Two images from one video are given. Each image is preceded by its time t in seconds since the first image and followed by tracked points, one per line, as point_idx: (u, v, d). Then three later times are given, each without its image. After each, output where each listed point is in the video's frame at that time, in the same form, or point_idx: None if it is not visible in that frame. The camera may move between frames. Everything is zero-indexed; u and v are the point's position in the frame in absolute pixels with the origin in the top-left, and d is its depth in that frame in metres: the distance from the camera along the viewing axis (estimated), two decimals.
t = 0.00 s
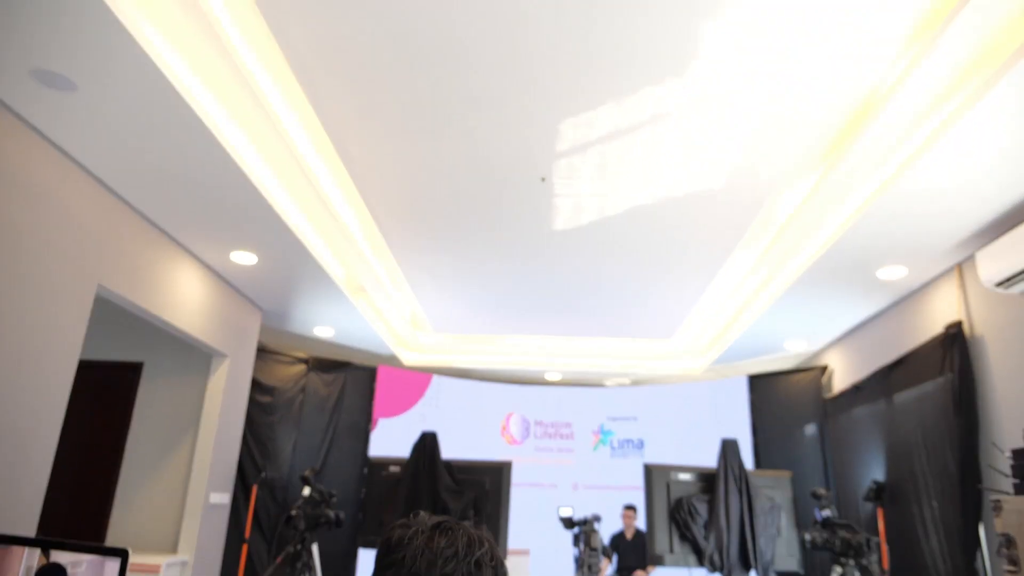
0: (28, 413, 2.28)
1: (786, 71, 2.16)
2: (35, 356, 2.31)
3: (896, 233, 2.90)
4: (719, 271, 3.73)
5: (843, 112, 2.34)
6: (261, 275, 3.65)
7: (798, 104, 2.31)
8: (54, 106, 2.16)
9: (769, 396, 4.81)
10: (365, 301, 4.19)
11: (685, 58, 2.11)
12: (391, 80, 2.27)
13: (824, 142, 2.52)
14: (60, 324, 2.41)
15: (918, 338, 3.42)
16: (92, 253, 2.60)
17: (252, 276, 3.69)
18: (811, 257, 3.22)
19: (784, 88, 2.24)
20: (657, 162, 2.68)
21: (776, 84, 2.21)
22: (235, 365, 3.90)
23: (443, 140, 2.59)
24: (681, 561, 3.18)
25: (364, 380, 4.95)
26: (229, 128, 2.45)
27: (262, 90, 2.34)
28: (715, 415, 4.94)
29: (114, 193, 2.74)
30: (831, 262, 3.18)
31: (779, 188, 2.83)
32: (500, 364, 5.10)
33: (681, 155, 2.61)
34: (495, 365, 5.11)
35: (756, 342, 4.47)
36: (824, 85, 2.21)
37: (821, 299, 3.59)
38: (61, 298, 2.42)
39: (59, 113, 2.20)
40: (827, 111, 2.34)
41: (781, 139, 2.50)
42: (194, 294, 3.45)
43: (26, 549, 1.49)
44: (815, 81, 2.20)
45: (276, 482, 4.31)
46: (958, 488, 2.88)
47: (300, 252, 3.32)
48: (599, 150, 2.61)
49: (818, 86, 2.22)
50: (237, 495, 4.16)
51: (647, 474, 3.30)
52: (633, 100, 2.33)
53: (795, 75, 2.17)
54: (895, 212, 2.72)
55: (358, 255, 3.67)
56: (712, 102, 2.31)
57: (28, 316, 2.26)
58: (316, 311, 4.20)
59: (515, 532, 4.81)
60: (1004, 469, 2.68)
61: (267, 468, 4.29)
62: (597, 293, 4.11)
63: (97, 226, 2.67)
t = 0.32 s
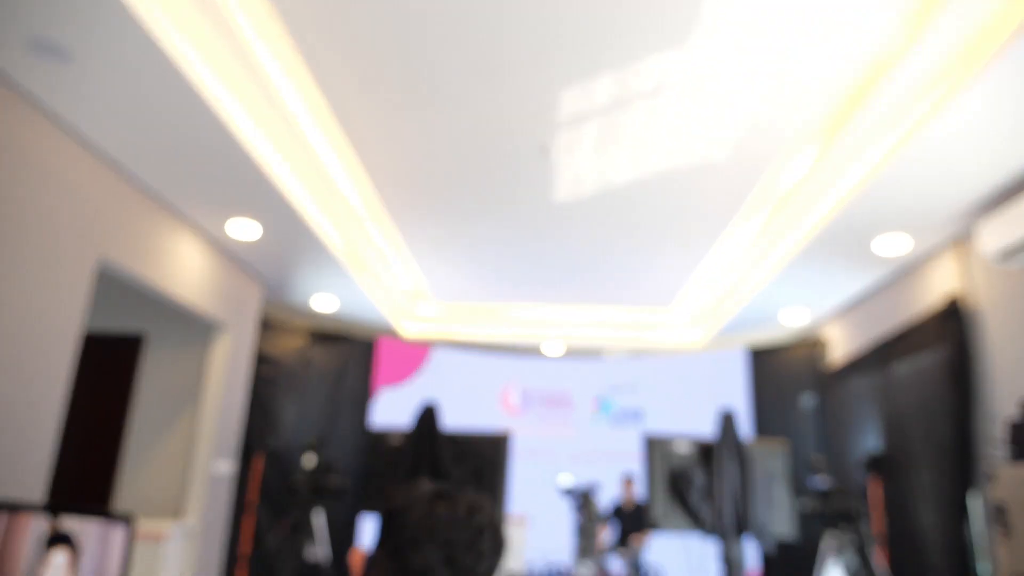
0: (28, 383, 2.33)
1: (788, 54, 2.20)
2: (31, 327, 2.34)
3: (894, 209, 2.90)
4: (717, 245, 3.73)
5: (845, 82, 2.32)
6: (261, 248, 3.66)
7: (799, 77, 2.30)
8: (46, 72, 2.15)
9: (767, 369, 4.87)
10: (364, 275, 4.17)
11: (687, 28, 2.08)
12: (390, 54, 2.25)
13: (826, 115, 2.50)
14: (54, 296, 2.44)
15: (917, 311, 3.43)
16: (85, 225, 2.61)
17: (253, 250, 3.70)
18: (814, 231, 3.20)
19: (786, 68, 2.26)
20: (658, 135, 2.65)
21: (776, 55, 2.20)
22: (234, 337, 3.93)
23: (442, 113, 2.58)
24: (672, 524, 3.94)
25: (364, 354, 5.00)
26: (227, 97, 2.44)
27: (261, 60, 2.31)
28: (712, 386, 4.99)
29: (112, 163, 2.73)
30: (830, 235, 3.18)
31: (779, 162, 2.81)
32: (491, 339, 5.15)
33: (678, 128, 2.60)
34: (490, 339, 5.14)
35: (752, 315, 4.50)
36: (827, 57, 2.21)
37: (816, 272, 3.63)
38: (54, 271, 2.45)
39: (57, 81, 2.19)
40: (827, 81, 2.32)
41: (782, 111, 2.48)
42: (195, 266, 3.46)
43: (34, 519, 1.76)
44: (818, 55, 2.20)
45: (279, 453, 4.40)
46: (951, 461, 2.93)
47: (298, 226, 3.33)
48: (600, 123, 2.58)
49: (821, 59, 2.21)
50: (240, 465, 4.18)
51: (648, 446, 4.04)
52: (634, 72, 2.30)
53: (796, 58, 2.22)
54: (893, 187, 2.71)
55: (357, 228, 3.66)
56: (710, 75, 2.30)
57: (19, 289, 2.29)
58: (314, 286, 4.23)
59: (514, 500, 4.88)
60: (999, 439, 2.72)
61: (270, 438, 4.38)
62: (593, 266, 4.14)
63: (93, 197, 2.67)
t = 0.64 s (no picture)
0: (25, 354, 2.35)
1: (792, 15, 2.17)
2: (28, 299, 2.36)
3: (895, 177, 2.88)
4: (718, 212, 3.73)
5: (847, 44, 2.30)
6: (260, 218, 3.64)
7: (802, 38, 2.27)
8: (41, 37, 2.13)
9: (768, 338, 4.93)
10: (364, 244, 4.15)
11: None
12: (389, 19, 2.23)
13: (829, 76, 2.47)
14: (49, 267, 2.45)
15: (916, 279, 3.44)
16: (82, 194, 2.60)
17: (253, 220, 3.71)
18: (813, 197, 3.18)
19: (790, 29, 2.23)
20: (660, 100, 2.62)
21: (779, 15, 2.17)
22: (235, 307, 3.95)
23: (441, 80, 2.55)
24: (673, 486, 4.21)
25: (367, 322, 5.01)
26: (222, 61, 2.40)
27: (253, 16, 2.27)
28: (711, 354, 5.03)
29: (109, 130, 2.72)
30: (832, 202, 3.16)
31: (780, 128, 2.80)
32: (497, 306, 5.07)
33: (678, 94, 2.58)
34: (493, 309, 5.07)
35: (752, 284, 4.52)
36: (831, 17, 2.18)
37: (817, 240, 3.63)
38: (49, 242, 2.45)
39: (52, 46, 2.18)
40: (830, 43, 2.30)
41: (783, 73, 2.45)
42: (195, 236, 3.46)
43: (47, 485, 1.99)
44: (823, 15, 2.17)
45: (283, 420, 4.48)
46: (947, 424, 3.00)
47: (298, 196, 3.32)
48: (599, 89, 2.55)
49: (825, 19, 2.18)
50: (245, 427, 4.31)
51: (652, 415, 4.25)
52: (634, 37, 2.26)
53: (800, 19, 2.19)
54: (894, 155, 2.70)
55: (360, 196, 3.65)
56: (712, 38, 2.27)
57: (11, 260, 2.30)
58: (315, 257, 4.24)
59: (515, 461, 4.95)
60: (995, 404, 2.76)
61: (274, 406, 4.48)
62: (592, 233, 4.14)
63: (90, 165, 2.66)
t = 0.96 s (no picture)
0: (27, 322, 2.33)
1: None
2: (28, 262, 2.32)
3: (905, 140, 2.81)
4: (721, 174, 3.65)
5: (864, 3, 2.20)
6: (256, 177, 3.58)
7: None
8: None
9: (766, 299, 4.90)
10: (363, 207, 4.12)
11: None
12: None
13: (843, 36, 2.38)
14: (47, 229, 2.40)
15: (922, 242, 3.38)
16: (74, 158, 2.53)
17: (248, 179, 3.63)
18: (818, 160, 3.13)
19: None
20: (666, 60, 2.53)
21: None
22: (233, 268, 3.93)
23: (439, 40, 2.46)
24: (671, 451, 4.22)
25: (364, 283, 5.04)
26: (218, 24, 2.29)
27: None
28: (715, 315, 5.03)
29: (97, 88, 2.63)
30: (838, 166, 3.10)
31: (789, 89, 2.72)
32: (497, 271, 5.16)
33: (687, 53, 2.48)
34: (496, 270, 5.17)
35: (753, 247, 4.48)
36: None
37: (821, 204, 3.59)
38: (47, 203, 2.40)
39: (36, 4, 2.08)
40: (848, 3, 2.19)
41: (798, 36, 2.35)
42: (191, 197, 3.40)
43: (45, 447, 1.71)
44: None
45: (283, 381, 4.52)
46: (945, 392, 2.99)
47: (295, 156, 3.26)
48: (605, 45, 2.45)
49: None
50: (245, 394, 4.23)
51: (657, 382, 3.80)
52: None
53: None
54: (907, 119, 2.62)
55: (358, 156, 3.59)
56: None
57: (10, 221, 2.25)
58: (313, 218, 4.20)
59: (514, 428, 5.01)
60: (995, 368, 2.73)
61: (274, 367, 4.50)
62: (593, 196, 4.08)
63: (82, 125, 2.58)
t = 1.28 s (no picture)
0: (30, 291, 2.34)
1: None
2: (24, 229, 2.29)
3: (914, 107, 2.77)
4: (724, 140, 3.61)
5: None
6: (253, 143, 3.54)
7: None
8: None
9: (767, 265, 4.87)
10: (362, 173, 4.09)
11: None
12: None
13: None
14: (42, 194, 2.36)
15: (928, 209, 3.36)
16: (69, 123, 2.49)
17: (245, 144, 3.58)
18: (821, 126, 3.09)
19: None
20: (672, 22, 2.46)
21: None
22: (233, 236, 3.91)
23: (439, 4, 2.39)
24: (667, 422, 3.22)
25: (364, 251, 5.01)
26: None
27: None
28: (714, 282, 4.99)
29: (89, 49, 2.56)
30: (844, 131, 3.05)
31: (797, 52, 2.66)
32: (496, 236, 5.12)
33: (695, 17, 2.42)
34: (494, 235, 5.19)
35: (755, 213, 4.46)
36: None
37: (822, 170, 3.57)
38: (42, 169, 2.36)
39: None
40: None
41: None
42: (188, 163, 3.36)
43: (45, 408, 1.52)
44: None
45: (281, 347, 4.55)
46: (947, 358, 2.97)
47: (293, 123, 3.22)
48: (609, 9, 2.39)
49: None
50: (246, 361, 4.42)
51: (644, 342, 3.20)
52: None
53: None
54: (916, 85, 2.58)
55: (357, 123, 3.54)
56: None
57: (6, 187, 2.22)
58: (312, 184, 4.17)
59: (514, 395, 5.04)
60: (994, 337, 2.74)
61: (273, 334, 4.53)
62: (595, 163, 4.04)
63: (77, 91, 2.53)
